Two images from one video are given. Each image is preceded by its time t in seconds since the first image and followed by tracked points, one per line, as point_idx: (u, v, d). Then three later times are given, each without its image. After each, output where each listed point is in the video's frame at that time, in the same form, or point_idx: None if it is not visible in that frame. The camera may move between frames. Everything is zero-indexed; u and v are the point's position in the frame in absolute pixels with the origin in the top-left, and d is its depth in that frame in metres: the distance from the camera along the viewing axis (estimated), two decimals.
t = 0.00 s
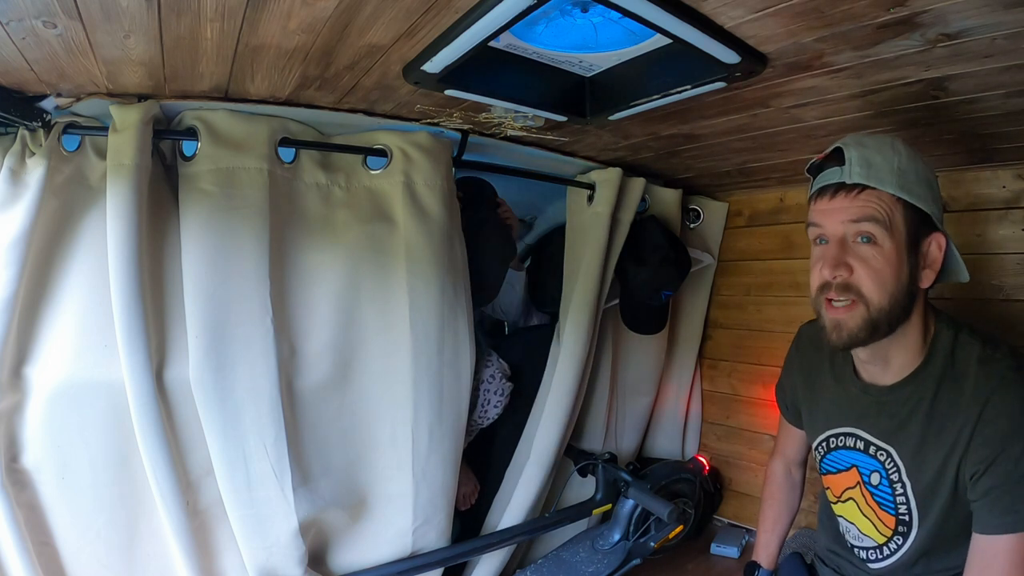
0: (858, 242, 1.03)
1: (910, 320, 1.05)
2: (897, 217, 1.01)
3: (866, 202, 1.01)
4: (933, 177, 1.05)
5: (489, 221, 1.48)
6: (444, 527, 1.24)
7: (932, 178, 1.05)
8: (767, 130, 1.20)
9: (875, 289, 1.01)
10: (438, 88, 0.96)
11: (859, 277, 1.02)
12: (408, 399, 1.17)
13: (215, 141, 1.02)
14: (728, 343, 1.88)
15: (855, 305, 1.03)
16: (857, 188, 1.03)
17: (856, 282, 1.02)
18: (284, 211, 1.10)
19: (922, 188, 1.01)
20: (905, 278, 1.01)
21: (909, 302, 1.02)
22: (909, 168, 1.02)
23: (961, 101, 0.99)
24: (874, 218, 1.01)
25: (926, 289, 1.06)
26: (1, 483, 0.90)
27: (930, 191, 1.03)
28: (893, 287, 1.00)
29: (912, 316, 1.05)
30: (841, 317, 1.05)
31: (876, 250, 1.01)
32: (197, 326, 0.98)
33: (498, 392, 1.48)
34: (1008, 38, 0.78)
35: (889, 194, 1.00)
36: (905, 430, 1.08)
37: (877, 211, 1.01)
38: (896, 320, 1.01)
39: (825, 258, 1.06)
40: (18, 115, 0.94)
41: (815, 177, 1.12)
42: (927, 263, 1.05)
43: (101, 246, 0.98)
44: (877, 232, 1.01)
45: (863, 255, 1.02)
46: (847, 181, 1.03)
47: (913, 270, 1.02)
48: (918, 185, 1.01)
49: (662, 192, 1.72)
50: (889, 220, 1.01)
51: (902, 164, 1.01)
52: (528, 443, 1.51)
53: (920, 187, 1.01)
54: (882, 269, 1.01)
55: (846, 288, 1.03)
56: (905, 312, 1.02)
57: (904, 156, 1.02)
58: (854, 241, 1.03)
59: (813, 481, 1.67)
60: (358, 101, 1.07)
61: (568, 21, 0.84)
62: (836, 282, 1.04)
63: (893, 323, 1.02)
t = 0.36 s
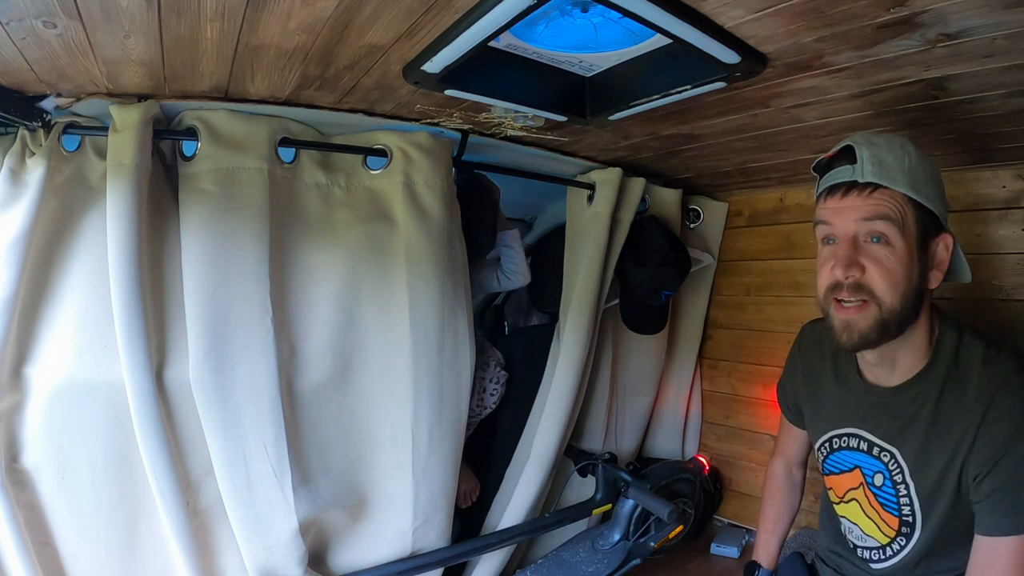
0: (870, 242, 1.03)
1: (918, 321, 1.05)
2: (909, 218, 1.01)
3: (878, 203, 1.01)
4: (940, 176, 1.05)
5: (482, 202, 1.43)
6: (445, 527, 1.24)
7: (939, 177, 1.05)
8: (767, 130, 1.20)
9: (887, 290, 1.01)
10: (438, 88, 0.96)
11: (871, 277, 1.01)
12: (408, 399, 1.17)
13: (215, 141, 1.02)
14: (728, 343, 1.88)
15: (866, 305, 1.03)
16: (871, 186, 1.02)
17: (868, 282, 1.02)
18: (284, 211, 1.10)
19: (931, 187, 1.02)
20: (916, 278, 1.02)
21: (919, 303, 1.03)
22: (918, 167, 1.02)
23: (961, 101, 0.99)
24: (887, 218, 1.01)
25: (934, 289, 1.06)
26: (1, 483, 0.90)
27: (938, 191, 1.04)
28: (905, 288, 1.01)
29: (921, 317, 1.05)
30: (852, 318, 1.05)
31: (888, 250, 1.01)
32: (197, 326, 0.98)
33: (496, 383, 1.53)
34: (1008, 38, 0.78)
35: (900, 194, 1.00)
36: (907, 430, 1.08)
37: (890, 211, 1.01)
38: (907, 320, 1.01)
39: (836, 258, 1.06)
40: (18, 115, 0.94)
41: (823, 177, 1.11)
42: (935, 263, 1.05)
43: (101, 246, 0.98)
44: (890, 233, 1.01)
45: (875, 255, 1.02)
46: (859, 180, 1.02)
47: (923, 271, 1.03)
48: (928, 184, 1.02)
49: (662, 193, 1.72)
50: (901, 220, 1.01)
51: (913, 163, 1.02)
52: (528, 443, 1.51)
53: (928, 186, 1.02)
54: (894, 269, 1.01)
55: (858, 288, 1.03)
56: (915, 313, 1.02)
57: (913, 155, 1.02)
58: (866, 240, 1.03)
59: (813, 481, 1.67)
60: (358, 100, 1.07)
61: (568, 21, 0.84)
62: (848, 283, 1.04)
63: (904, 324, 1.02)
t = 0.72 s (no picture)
0: (831, 246, 1.04)
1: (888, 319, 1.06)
2: (869, 218, 1.02)
3: (836, 204, 1.03)
4: (906, 176, 1.06)
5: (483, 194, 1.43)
6: (445, 527, 1.24)
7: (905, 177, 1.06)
8: (767, 130, 1.20)
9: (849, 289, 1.01)
10: (438, 88, 0.96)
11: (833, 279, 1.03)
12: (408, 399, 1.17)
13: (215, 141, 1.02)
14: (728, 342, 1.88)
15: (830, 305, 1.04)
16: (829, 193, 1.04)
17: (830, 284, 1.03)
18: (284, 211, 1.10)
19: (892, 188, 1.02)
20: (880, 277, 1.01)
21: (886, 302, 1.02)
22: (878, 169, 1.03)
23: (961, 101, 0.99)
24: (846, 219, 1.02)
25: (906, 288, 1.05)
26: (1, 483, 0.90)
27: (906, 193, 1.03)
28: (868, 287, 1.01)
29: (894, 313, 1.05)
30: (818, 318, 1.05)
31: (847, 250, 1.02)
32: (197, 326, 0.98)
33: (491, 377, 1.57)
34: (1008, 38, 0.78)
35: (857, 196, 1.02)
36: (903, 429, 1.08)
37: (849, 212, 1.02)
38: (874, 319, 1.01)
39: (803, 262, 1.07)
40: (18, 115, 0.94)
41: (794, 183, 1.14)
42: (902, 262, 1.04)
43: (101, 246, 0.98)
44: (848, 233, 1.02)
45: (835, 258, 1.03)
46: (818, 186, 1.05)
47: (888, 270, 1.02)
48: (890, 187, 1.02)
49: (662, 193, 1.72)
50: (860, 221, 1.02)
51: (872, 167, 1.03)
52: (528, 443, 1.51)
53: (889, 186, 1.02)
54: (855, 268, 1.01)
55: (822, 291, 1.04)
56: (882, 312, 1.02)
57: (873, 157, 1.04)
58: (827, 244, 1.04)
59: (813, 481, 1.67)
60: (358, 100, 1.07)
61: (568, 21, 0.84)
62: (813, 284, 1.05)
63: (872, 323, 1.01)
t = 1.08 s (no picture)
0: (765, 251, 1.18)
1: (827, 316, 1.12)
2: (788, 224, 1.13)
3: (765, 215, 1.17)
4: (854, 188, 1.06)
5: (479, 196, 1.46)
6: (445, 527, 1.24)
7: (853, 189, 1.06)
8: (767, 130, 1.20)
9: (775, 291, 1.16)
10: (438, 88, 0.96)
11: (764, 280, 1.19)
12: (408, 399, 1.17)
13: (215, 141, 1.02)
14: (728, 342, 1.88)
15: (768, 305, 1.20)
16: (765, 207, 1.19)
17: (763, 284, 1.20)
18: (284, 210, 1.10)
19: (819, 198, 1.08)
20: (798, 277, 1.12)
21: (808, 300, 1.11)
22: (811, 182, 1.09)
23: (961, 101, 0.99)
24: (769, 228, 1.16)
25: (831, 289, 1.09)
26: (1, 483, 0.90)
27: (835, 202, 1.06)
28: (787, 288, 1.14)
29: (833, 309, 1.11)
30: (763, 316, 1.22)
31: (769, 256, 1.16)
32: (198, 326, 0.98)
33: (491, 377, 1.60)
34: (1009, 38, 0.78)
35: (781, 207, 1.13)
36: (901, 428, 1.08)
37: (770, 221, 1.16)
38: (796, 318, 1.14)
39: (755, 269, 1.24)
40: (18, 115, 0.94)
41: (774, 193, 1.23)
42: (825, 262, 1.08)
43: (101, 246, 0.98)
44: (770, 241, 1.16)
45: (765, 263, 1.18)
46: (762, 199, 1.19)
47: (805, 270, 1.11)
48: (811, 198, 1.08)
49: (662, 193, 1.72)
50: (780, 231, 1.14)
51: (800, 181, 1.11)
52: (528, 443, 1.51)
53: (817, 198, 1.08)
54: (775, 272, 1.15)
55: (760, 288, 1.21)
56: (803, 312, 1.13)
57: (812, 171, 1.10)
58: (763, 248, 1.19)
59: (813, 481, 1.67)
60: (358, 101, 1.07)
61: (568, 21, 0.84)
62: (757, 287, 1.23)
63: (796, 320, 1.15)
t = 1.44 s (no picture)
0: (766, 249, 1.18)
1: (827, 315, 1.12)
2: (789, 223, 1.13)
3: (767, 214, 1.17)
4: (855, 189, 1.06)
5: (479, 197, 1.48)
6: (445, 527, 1.24)
7: (854, 190, 1.06)
8: (767, 130, 1.20)
9: (776, 288, 1.16)
10: (438, 88, 0.96)
11: (764, 278, 1.19)
12: (408, 399, 1.17)
13: (215, 141, 1.02)
14: (728, 342, 1.88)
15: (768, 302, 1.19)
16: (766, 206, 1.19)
17: (763, 282, 1.20)
18: (284, 210, 1.10)
19: (820, 199, 1.08)
20: (798, 275, 1.12)
21: (808, 299, 1.11)
22: (812, 183, 1.09)
23: (961, 101, 0.99)
24: (770, 227, 1.16)
25: (831, 289, 1.09)
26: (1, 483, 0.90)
27: (836, 202, 1.06)
28: (788, 285, 1.14)
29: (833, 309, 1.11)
30: (763, 314, 1.22)
31: (770, 254, 1.16)
32: (198, 326, 0.98)
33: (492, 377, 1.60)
34: (1008, 38, 0.78)
35: (782, 208, 1.13)
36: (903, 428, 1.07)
37: (772, 220, 1.16)
38: (795, 316, 1.14)
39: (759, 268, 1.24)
40: (18, 115, 0.94)
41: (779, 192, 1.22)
42: (825, 262, 1.08)
43: (101, 246, 0.98)
44: (772, 239, 1.16)
45: (766, 261, 1.18)
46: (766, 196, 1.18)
47: (805, 269, 1.11)
48: (812, 198, 1.09)
49: (662, 193, 1.72)
50: (781, 229, 1.14)
51: (801, 181, 1.11)
52: (528, 443, 1.51)
53: (818, 199, 1.08)
54: (776, 270, 1.15)
55: (761, 286, 1.21)
56: (802, 311, 1.13)
57: (813, 172, 1.10)
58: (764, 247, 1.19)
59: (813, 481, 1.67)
60: (358, 101, 1.07)
61: (568, 21, 0.84)
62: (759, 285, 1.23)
63: (795, 318, 1.14)
